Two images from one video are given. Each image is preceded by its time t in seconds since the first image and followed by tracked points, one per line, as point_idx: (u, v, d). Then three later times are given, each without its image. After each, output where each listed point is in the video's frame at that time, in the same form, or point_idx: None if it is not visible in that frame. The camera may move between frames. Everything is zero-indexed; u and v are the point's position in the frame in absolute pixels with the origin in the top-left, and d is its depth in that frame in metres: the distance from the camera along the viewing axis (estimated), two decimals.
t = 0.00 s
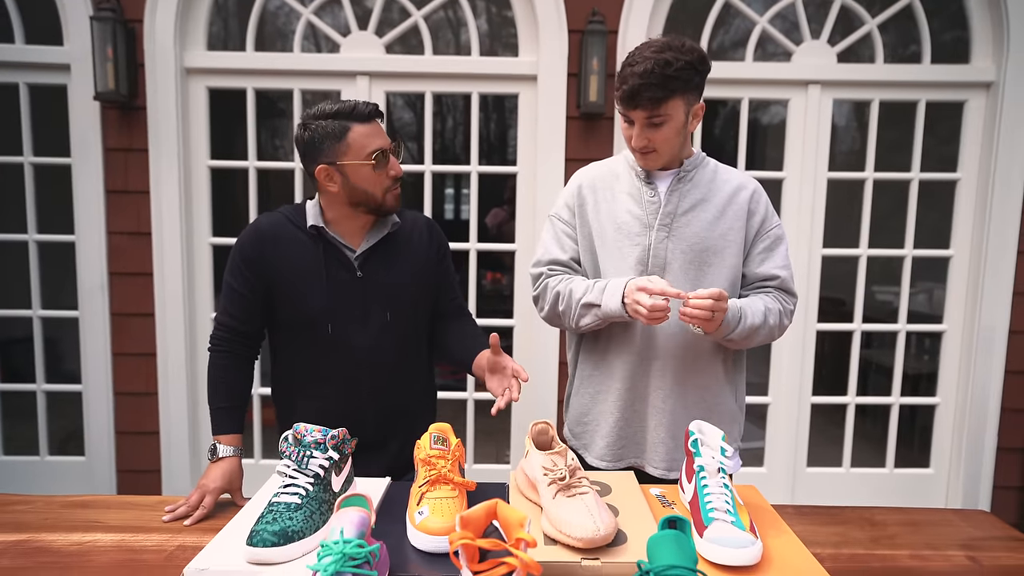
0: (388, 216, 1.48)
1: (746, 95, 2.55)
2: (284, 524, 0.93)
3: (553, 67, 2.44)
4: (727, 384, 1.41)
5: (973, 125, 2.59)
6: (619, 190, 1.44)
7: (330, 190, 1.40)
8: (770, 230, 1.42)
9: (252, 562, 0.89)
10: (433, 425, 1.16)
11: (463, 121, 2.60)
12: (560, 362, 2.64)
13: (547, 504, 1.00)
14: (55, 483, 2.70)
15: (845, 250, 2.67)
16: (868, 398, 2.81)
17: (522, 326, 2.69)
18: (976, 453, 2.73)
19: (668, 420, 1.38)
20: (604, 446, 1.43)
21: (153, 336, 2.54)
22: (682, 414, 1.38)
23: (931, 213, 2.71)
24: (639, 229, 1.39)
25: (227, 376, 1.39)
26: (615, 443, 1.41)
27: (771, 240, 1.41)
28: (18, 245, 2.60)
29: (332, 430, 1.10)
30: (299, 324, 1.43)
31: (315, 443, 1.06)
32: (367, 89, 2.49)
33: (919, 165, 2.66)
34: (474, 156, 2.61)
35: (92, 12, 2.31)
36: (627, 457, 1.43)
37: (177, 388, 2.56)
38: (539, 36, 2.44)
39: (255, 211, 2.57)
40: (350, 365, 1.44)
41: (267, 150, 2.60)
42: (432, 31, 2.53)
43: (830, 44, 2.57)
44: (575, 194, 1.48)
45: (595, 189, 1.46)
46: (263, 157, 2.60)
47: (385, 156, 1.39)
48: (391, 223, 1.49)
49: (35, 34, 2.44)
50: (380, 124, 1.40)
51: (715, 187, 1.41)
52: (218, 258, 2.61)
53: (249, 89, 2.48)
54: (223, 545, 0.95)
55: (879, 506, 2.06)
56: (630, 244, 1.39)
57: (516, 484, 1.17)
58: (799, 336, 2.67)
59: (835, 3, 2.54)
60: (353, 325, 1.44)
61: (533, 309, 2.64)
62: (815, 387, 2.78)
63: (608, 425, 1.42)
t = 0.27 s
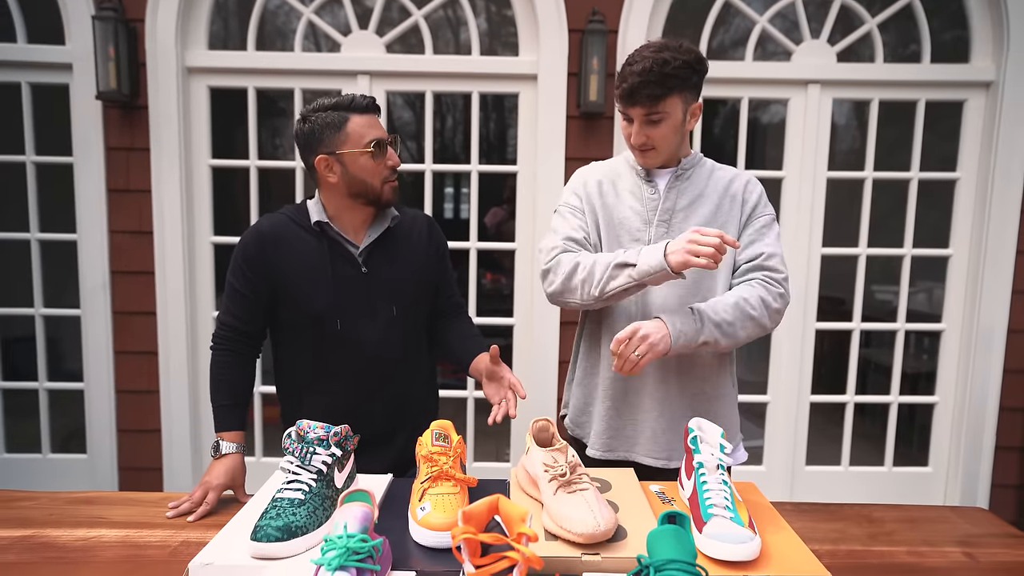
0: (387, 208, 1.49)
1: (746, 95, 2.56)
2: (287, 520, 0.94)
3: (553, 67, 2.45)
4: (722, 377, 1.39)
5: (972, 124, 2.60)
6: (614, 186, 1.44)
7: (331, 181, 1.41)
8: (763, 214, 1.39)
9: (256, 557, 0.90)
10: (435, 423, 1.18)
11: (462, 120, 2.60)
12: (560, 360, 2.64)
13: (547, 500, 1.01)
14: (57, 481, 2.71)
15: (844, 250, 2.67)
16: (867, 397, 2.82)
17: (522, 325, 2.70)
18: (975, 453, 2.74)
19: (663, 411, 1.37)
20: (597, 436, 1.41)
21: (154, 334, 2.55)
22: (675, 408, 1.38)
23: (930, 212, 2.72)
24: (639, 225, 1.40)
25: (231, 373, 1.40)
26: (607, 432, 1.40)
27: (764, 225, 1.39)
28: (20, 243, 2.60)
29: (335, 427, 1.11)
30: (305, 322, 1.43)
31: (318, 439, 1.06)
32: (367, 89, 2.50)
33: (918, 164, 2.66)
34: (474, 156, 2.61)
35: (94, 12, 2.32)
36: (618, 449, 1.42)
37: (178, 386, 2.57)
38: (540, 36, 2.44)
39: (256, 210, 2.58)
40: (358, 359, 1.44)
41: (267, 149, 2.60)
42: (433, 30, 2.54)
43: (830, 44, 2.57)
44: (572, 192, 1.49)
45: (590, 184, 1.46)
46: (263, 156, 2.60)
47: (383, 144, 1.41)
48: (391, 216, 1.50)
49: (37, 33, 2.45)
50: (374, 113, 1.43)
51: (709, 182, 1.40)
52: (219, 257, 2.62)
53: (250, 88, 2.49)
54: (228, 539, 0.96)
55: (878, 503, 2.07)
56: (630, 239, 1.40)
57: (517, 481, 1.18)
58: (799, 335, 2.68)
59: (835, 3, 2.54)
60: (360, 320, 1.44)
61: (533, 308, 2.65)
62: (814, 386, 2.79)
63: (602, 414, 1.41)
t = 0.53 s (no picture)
0: (382, 203, 1.53)
1: (741, 93, 2.59)
2: (294, 504, 0.97)
3: (551, 64, 2.47)
4: (723, 333, 1.45)
5: (963, 123, 2.64)
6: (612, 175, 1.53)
7: (336, 177, 1.42)
8: (745, 185, 1.48)
9: (264, 540, 0.93)
10: (436, 412, 1.19)
11: (461, 117, 2.62)
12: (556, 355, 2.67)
13: (547, 486, 1.03)
14: (57, 474, 2.72)
15: (837, 246, 2.71)
16: (859, 391, 2.86)
17: (519, 320, 2.72)
18: (964, 446, 2.79)
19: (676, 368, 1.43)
20: (612, 401, 1.45)
21: (154, 328, 2.57)
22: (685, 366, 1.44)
23: (921, 209, 2.75)
24: (638, 208, 1.49)
25: (228, 367, 1.38)
26: (621, 395, 1.44)
27: (748, 193, 1.46)
28: (19, 237, 2.61)
29: (339, 415, 1.13)
30: (307, 315, 1.43)
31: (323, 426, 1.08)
32: (367, 85, 2.51)
33: (910, 162, 2.70)
34: (473, 152, 2.63)
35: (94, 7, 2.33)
36: (634, 412, 1.45)
37: (178, 380, 2.59)
38: (538, 33, 2.46)
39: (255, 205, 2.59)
40: (361, 347, 1.47)
41: (267, 145, 2.61)
42: (433, 26, 2.55)
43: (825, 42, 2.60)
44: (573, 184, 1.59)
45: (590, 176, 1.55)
46: (262, 151, 2.61)
47: (390, 143, 1.44)
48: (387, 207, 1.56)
49: (36, 27, 2.45)
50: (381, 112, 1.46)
51: (699, 167, 1.51)
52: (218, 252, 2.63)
53: (250, 84, 2.50)
54: (236, 523, 0.98)
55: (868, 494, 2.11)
56: (627, 221, 1.50)
57: (517, 469, 1.21)
58: (792, 330, 2.71)
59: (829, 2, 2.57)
60: (364, 310, 1.47)
61: (530, 302, 2.68)
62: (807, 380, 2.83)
63: (616, 375, 1.44)
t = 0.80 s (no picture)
0: (376, 199, 1.53)
1: (739, 92, 2.60)
2: (297, 498, 0.98)
3: (551, 63, 2.48)
4: (717, 338, 1.47)
5: (961, 121, 2.65)
6: (615, 175, 1.53)
7: (330, 175, 1.42)
8: (744, 191, 1.50)
9: (268, 533, 0.94)
10: (438, 408, 1.20)
11: (461, 115, 2.63)
12: (556, 352, 2.68)
13: (547, 481, 1.05)
14: (59, 471, 2.74)
15: (836, 244, 2.72)
16: (857, 388, 2.88)
17: (518, 318, 2.74)
18: (962, 443, 2.81)
19: (671, 368, 1.43)
20: (608, 398, 1.46)
21: (155, 325, 2.58)
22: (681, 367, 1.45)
23: (919, 207, 2.76)
24: (640, 208, 1.49)
25: (226, 364, 1.38)
26: (618, 392, 1.45)
27: (746, 199, 1.49)
28: (21, 235, 2.62)
29: (341, 411, 1.14)
30: (305, 312, 1.44)
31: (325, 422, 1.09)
32: (367, 83, 2.52)
33: (908, 161, 2.71)
34: (473, 150, 2.64)
35: (95, 5, 2.34)
36: (631, 409, 1.46)
37: (180, 377, 2.60)
38: (538, 32, 2.47)
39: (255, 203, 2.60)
40: (359, 342, 1.48)
41: (267, 143, 2.62)
42: (433, 25, 2.56)
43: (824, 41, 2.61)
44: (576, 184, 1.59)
45: (595, 176, 1.55)
46: (262, 149, 2.62)
47: (381, 140, 1.45)
48: (379, 204, 1.55)
49: (37, 24, 2.45)
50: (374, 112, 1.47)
51: (699, 171, 1.52)
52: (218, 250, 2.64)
53: (250, 82, 2.51)
54: (240, 517, 1.00)
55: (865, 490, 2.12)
56: (629, 221, 1.50)
57: (517, 464, 1.22)
58: (791, 328, 2.72)
59: None
60: (362, 305, 1.48)
61: (529, 301, 2.69)
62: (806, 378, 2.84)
63: (611, 371, 1.46)
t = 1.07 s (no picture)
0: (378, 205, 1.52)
1: (741, 93, 2.60)
2: (300, 496, 0.99)
3: (553, 64, 2.48)
4: (719, 338, 1.48)
5: (962, 123, 2.65)
6: (615, 179, 1.53)
7: (324, 175, 1.44)
8: (742, 194, 1.52)
9: (271, 531, 0.95)
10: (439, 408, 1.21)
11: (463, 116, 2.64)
12: (557, 353, 2.69)
13: (548, 480, 1.05)
14: (62, 469, 2.74)
15: (837, 245, 2.72)
16: (858, 390, 2.88)
17: (519, 318, 2.74)
18: (963, 446, 2.80)
19: (675, 369, 1.44)
20: (613, 399, 1.46)
21: (158, 325, 2.59)
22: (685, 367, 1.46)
23: (920, 209, 2.77)
24: (642, 211, 1.49)
25: (235, 362, 1.40)
26: (624, 393, 1.45)
27: (744, 201, 1.50)
28: (25, 234, 2.63)
29: (343, 410, 1.15)
30: (303, 311, 1.45)
31: (327, 421, 1.10)
32: (369, 84, 2.52)
33: (909, 162, 2.71)
34: (475, 151, 2.65)
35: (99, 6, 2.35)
36: (636, 410, 1.46)
37: (182, 376, 2.61)
38: (539, 33, 2.48)
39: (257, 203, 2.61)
40: (356, 341, 1.48)
41: (270, 143, 2.63)
42: (435, 26, 2.57)
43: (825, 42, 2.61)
44: (576, 188, 1.58)
45: (595, 180, 1.55)
46: (265, 150, 2.63)
47: (376, 151, 1.41)
48: (384, 208, 1.54)
49: (42, 25, 2.47)
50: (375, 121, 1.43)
51: (696, 173, 1.53)
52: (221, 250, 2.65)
53: (253, 82, 2.52)
54: (243, 514, 1.01)
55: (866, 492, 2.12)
56: (631, 225, 1.49)
57: (517, 464, 1.23)
58: (792, 329, 2.73)
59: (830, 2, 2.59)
60: (366, 304, 1.48)
61: (530, 302, 2.69)
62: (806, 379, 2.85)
63: (616, 372, 1.47)
